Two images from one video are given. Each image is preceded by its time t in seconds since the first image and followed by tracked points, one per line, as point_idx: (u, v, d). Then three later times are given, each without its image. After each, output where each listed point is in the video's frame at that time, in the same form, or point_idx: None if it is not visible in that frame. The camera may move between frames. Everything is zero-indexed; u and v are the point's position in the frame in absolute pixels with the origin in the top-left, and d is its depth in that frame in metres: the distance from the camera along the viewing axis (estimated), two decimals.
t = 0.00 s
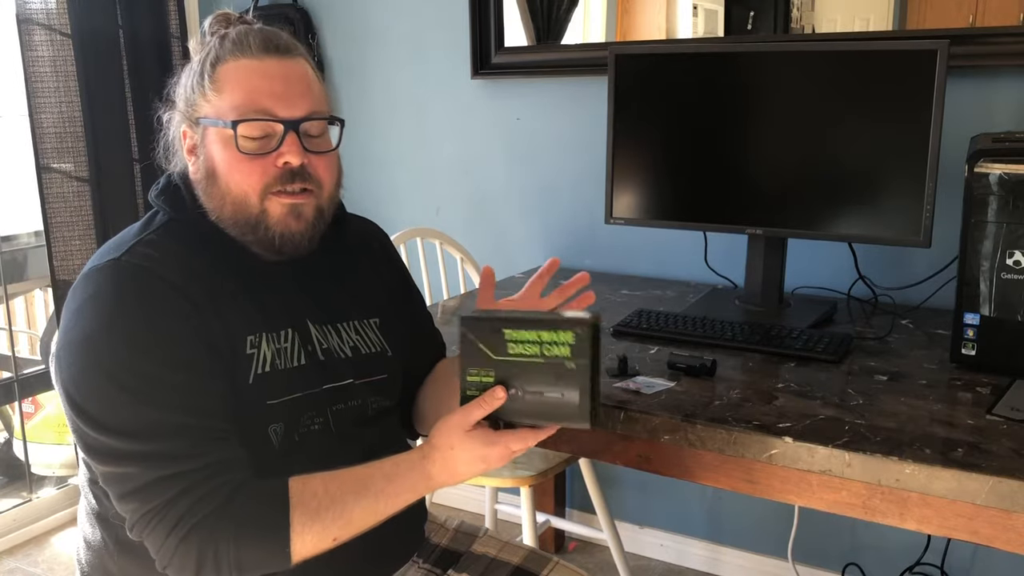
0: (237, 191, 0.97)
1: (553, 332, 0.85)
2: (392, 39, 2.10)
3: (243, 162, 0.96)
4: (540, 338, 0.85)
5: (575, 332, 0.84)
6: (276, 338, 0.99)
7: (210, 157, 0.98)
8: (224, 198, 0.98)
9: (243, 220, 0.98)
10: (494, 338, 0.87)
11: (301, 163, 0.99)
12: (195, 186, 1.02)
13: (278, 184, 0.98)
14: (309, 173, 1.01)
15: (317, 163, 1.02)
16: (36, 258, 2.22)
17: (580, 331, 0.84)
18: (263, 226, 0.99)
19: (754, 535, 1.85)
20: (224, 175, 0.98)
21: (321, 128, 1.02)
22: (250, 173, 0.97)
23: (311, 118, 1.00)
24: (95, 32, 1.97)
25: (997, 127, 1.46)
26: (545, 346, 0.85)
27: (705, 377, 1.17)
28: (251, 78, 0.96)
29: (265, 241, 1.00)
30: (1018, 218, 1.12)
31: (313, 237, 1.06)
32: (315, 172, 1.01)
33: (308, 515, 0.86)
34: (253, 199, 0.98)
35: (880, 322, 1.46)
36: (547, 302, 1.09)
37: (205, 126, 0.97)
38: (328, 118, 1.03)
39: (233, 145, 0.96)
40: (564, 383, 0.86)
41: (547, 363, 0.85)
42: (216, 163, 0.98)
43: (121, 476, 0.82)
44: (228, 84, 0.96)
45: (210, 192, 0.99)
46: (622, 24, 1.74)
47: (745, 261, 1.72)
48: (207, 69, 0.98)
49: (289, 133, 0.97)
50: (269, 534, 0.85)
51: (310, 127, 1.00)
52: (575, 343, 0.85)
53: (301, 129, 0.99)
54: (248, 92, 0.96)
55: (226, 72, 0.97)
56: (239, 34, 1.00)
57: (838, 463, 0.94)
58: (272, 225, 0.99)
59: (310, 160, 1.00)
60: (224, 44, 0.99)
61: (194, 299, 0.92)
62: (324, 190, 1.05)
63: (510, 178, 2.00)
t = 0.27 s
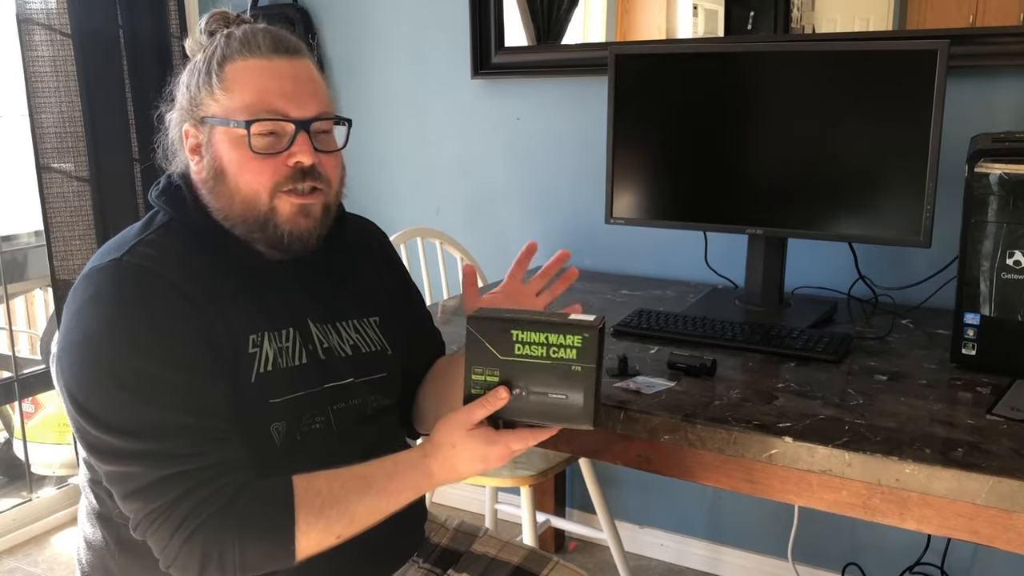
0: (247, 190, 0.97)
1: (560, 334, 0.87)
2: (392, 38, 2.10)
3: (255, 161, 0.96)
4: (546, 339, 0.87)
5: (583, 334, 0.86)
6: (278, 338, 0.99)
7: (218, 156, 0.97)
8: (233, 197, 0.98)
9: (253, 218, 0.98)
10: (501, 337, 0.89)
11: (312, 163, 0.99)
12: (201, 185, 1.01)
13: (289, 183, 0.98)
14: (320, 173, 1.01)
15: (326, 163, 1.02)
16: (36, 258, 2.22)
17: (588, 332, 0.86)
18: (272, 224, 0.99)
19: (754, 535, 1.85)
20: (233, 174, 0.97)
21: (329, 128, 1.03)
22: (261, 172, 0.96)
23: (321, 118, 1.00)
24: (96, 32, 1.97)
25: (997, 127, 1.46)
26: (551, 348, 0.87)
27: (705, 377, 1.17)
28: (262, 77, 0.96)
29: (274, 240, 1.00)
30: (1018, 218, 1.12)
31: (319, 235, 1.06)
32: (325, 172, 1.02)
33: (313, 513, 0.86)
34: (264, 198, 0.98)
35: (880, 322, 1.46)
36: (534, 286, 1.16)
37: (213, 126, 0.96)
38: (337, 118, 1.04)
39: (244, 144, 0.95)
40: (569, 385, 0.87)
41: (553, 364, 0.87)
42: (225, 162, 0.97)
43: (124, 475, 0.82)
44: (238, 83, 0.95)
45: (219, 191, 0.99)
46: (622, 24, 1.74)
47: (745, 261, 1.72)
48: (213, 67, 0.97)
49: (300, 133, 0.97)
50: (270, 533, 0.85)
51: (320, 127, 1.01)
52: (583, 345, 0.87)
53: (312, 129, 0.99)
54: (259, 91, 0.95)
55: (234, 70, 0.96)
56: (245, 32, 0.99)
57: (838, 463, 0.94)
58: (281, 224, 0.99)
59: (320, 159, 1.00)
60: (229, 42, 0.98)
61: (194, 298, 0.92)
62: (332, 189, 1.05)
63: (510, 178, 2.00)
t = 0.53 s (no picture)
0: (286, 199, 0.98)
1: (555, 324, 0.93)
2: (392, 38, 2.10)
3: (301, 174, 0.97)
4: (542, 329, 0.93)
5: (576, 324, 0.93)
6: (277, 336, 0.99)
7: (255, 164, 0.96)
8: (269, 205, 0.98)
9: (288, 226, 1.00)
10: (498, 331, 0.94)
11: (350, 173, 1.02)
12: (225, 189, 0.99)
13: (327, 194, 1.01)
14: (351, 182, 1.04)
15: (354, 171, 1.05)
16: (36, 257, 2.22)
17: (581, 322, 0.93)
18: (306, 231, 1.02)
19: (754, 535, 1.85)
20: (272, 183, 0.97)
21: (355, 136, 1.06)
22: (305, 184, 0.98)
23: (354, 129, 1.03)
24: (96, 32, 1.97)
25: (997, 127, 1.46)
26: (548, 338, 0.93)
27: (705, 376, 1.17)
28: (306, 90, 0.97)
29: (304, 245, 1.03)
30: (1018, 218, 1.12)
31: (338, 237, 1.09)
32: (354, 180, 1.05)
33: (319, 510, 0.87)
34: (304, 208, 1.00)
35: (880, 322, 1.46)
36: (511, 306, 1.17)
37: (251, 134, 0.95)
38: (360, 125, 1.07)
39: (290, 156, 0.96)
40: (566, 374, 0.92)
41: (550, 353, 0.92)
42: (265, 171, 0.97)
43: (127, 476, 0.82)
44: (280, 93, 0.95)
45: (252, 198, 0.98)
46: (622, 24, 1.74)
47: (745, 261, 1.73)
48: (247, 72, 0.95)
49: (343, 146, 1.00)
50: (271, 533, 0.85)
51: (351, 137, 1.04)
52: (576, 335, 0.92)
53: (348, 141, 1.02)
54: (303, 103, 0.96)
55: (275, 79, 0.95)
56: (272, 38, 0.98)
57: (838, 463, 0.94)
58: (315, 231, 1.02)
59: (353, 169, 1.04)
60: (259, 47, 0.97)
61: (194, 297, 0.92)
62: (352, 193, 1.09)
63: (510, 178, 2.00)
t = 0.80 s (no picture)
0: (293, 204, 0.98)
1: (558, 332, 0.92)
2: (392, 38, 2.10)
3: (308, 179, 0.98)
4: (545, 337, 0.92)
5: (579, 333, 0.91)
6: (278, 338, 1.00)
7: (262, 170, 0.96)
8: (275, 210, 0.99)
9: (294, 231, 1.00)
10: (502, 336, 0.94)
11: (356, 177, 1.02)
12: (230, 195, 0.99)
13: (334, 198, 1.01)
14: (356, 186, 1.04)
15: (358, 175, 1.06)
16: (37, 257, 2.22)
17: (584, 331, 0.91)
18: (312, 236, 1.02)
19: (754, 535, 1.86)
20: (279, 189, 0.98)
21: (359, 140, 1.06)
22: (311, 189, 0.98)
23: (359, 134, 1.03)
24: (97, 32, 1.97)
25: (997, 127, 1.46)
26: (550, 345, 0.92)
27: (705, 376, 1.17)
28: (313, 95, 0.97)
29: (309, 250, 1.03)
30: (1018, 218, 1.12)
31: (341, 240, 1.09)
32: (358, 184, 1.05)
33: (323, 508, 0.87)
34: (310, 213, 1.00)
35: (880, 321, 1.46)
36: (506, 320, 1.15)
37: (259, 140, 0.95)
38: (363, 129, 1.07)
39: (297, 161, 0.96)
40: (567, 382, 0.91)
41: (552, 361, 0.91)
42: (271, 177, 0.97)
43: (133, 480, 0.82)
44: (287, 99, 0.95)
45: (258, 204, 0.98)
46: (622, 24, 1.75)
47: (745, 261, 1.73)
48: (253, 78, 0.96)
49: (349, 151, 1.00)
50: (273, 531, 0.85)
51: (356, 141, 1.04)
52: (579, 343, 0.91)
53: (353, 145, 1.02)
54: (310, 108, 0.96)
55: (281, 85, 0.96)
56: (277, 42, 0.98)
57: (837, 463, 0.94)
58: (321, 235, 1.03)
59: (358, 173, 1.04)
60: (265, 52, 0.96)
61: (196, 299, 0.92)
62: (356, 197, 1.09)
63: (510, 178, 2.00)
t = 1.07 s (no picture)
0: (289, 202, 0.98)
1: (561, 330, 0.93)
2: (392, 38, 2.10)
3: (302, 175, 0.96)
4: (548, 336, 0.93)
5: (582, 331, 0.93)
6: (283, 339, 0.99)
7: (257, 168, 0.95)
8: (271, 209, 0.98)
9: (292, 229, 0.99)
10: (504, 336, 0.94)
11: (352, 174, 1.01)
12: (227, 193, 0.99)
13: (329, 195, 1.00)
14: (352, 182, 1.03)
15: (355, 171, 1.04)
16: (37, 257, 2.22)
17: (586, 329, 0.93)
18: (310, 234, 1.01)
19: (754, 535, 1.85)
20: (275, 186, 0.97)
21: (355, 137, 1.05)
22: (305, 185, 0.97)
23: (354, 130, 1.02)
24: (96, 32, 1.97)
25: (997, 127, 1.46)
26: (553, 343, 0.93)
27: (705, 376, 1.17)
28: (306, 90, 0.96)
29: (306, 248, 1.02)
30: (1018, 218, 1.12)
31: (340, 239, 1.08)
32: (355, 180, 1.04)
33: (331, 510, 0.87)
34: (305, 210, 0.99)
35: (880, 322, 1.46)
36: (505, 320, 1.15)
37: (253, 138, 0.94)
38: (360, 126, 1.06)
39: (292, 158, 0.95)
40: (570, 379, 0.92)
41: (555, 359, 0.92)
42: (266, 175, 0.96)
43: (142, 483, 0.82)
44: (281, 96, 0.94)
45: (254, 202, 0.97)
46: (622, 24, 1.75)
47: (745, 261, 1.73)
48: (247, 76, 0.95)
49: (344, 146, 0.99)
50: (274, 532, 0.85)
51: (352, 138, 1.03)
52: (582, 341, 0.92)
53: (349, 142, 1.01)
54: (304, 104, 0.95)
55: (275, 82, 0.95)
56: (272, 40, 0.98)
57: (838, 463, 0.94)
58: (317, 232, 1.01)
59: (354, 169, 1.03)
60: (258, 50, 0.96)
61: (202, 301, 0.92)
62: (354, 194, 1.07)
63: (510, 178, 2.00)
